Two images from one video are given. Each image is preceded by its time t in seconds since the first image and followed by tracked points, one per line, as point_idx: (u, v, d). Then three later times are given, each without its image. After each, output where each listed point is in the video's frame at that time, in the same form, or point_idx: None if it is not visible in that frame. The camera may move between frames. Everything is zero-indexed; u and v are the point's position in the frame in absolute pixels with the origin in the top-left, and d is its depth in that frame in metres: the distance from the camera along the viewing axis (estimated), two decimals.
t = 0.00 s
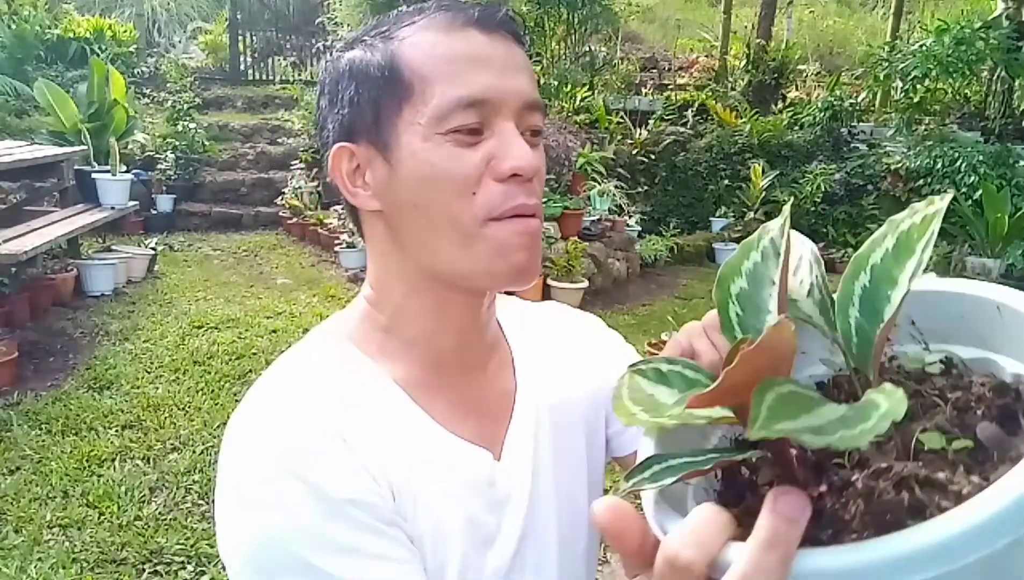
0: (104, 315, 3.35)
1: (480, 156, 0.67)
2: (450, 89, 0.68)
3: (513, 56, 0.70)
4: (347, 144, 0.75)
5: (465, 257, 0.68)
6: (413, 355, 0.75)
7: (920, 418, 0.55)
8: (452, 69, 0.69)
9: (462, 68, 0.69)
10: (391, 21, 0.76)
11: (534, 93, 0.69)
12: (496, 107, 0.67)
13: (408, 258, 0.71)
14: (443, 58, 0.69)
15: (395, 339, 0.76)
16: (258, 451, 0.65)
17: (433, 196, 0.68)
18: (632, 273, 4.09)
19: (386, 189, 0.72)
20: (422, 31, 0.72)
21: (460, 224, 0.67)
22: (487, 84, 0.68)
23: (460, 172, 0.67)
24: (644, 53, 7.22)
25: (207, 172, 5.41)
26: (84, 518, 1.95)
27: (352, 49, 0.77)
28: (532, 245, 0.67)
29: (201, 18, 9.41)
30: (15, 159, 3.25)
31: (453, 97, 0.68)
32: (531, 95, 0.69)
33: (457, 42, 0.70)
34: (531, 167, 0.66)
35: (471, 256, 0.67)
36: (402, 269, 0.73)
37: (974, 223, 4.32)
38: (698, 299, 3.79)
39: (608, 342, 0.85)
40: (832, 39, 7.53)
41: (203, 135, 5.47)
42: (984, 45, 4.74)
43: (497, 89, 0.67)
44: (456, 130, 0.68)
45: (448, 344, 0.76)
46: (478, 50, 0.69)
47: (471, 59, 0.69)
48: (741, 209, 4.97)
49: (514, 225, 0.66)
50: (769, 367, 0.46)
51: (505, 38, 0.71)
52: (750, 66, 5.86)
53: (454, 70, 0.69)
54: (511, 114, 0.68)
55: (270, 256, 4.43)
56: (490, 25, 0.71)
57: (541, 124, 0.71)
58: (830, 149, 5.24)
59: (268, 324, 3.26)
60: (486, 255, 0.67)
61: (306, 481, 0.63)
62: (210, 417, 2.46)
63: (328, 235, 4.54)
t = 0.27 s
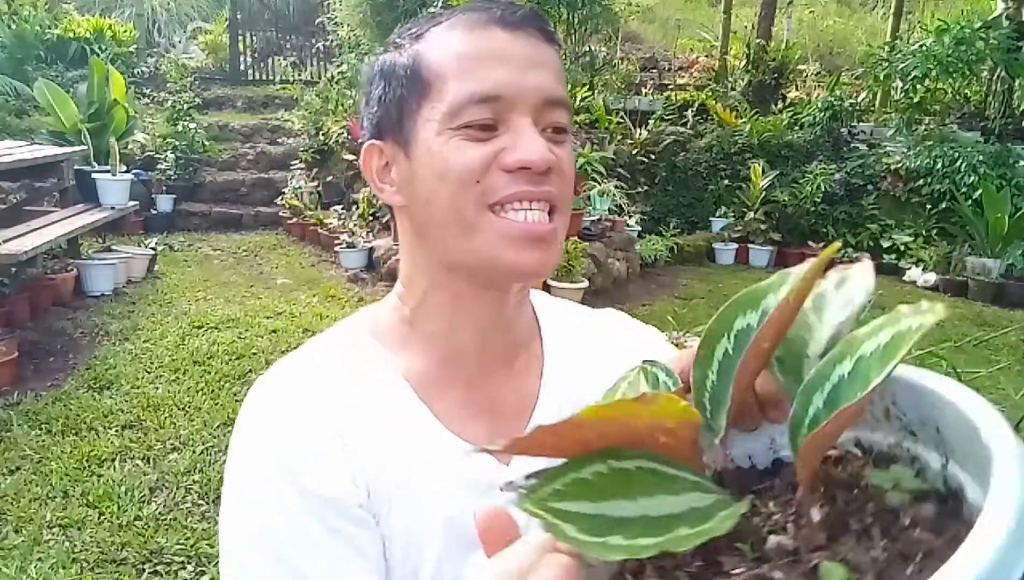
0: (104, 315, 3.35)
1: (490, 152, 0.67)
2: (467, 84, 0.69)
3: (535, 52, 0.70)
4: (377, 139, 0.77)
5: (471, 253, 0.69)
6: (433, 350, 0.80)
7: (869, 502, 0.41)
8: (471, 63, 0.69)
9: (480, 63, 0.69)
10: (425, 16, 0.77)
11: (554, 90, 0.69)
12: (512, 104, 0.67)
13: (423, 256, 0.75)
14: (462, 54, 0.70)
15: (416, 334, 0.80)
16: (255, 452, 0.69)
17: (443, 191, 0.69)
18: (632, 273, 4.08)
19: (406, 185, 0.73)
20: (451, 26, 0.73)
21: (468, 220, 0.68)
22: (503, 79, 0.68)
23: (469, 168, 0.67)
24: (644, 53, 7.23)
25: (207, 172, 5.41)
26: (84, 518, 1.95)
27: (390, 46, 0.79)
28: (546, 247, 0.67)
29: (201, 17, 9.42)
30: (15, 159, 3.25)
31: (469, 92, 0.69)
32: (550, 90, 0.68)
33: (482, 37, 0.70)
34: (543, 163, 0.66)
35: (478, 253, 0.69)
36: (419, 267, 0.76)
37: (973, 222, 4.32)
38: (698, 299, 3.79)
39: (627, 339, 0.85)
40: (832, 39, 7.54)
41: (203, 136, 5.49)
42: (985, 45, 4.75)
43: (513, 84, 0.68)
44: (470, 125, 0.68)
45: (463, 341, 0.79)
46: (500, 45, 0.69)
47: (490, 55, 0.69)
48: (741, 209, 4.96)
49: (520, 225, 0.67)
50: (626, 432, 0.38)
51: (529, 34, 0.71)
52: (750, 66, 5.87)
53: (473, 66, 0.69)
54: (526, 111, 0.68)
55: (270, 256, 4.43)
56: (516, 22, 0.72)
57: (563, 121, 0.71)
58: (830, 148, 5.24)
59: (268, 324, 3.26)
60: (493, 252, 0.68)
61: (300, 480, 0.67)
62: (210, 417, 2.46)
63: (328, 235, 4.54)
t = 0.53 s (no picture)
0: (104, 315, 3.35)
1: (508, 152, 0.67)
2: (492, 80, 0.69)
3: (566, 49, 0.68)
4: (426, 137, 0.80)
5: (486, 249, 0.71)
6: (462, 345, 0.83)
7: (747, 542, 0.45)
8: (500, 57, 0.69)
9: (508, 58, 0.68)
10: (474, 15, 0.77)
11: (582, 89, 0.67)
12: (534, 101, 0.67)
13: (449, 254, 0.78)
14: (492, 51, 0.70)
15: (448, 326, 0.84)
16: (261, 456, 0.69)
17: (461, 188, 0.71)
18: (631, 273, 4.09)
19: (440, 178, 0.75)
20: (491, 26, 0.73)
21: (482, 219, 0.70)
22: (525, 77, 0.67)
23: (484, 166, 0.68)
24: (644, 53, 7.24)
25: (207, 172, 5.41)
26: (85, 518, 1.95)
27: (441, 44, 0.80)
28: (560, 245, 0.69)
29: (201, 17, 9.43)
30: (15, 159, 3.25)
31: (493, 88, 0.68)
32: (576, 86, 0.67)
33: (513, 35, 0.70)
34: (560, 164, 0.66)
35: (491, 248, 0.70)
36: (448, 263, 0.79)
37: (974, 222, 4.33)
38: (697, 299, 3.79)
39: (635, 342, 0.85)
40: (831, 39, 7.55)
41: (203, 135, 5.50)
42: (985, 45, 4.75)
43: (537, 79, 0.67)
44: (489, 124, 0.69)
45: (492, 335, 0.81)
46: (529, 43, 0.68)
47: (516, 53, 0.68)
48: (740, 209, 4.95)
49: (531, 226, 0.69)
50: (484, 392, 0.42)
51: (563, 30, 0.70)
52: (750, 66, 5.86)
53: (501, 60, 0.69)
54: (549, 109, 0.67)
55: (270, 256, 4.43)
56: (554, 20, 0.71)
57: (597, 119, 0.69)
58: (830, 148, 5.24)
59: (268, 324, 3.26)
60: (504, 249, 0.69)
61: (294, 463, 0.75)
62: (210, 417, 2.46)
63: (328, 235, 4.54)
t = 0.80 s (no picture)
0: (104, 315, 3.35)
1: (513, 152, 0.69)
2: (501, 81, 0.71)
3: (575, 44, 0.71)
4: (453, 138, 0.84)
5: (494, 253, 0.72)
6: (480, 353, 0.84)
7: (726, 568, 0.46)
8: (509, 57, 0.72)
9: (518, 58, 0.71)
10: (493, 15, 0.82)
11: (590, 83, 0.70)
12: (540, 99, 0.69)
13: (466, 258, 0.79)
14: (504, 47, 0.73)
15: (467, 331, 0.85)
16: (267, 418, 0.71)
17: (471, 190, 0.73)
18: (631, 273, 4.09)
19: (455, 180, 0.78)
20: (506, 21, 0.77)
21: (489, 221, 0.71)
22: (533, 72, 0.69)
23: (491, 166, 0.70)
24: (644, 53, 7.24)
25: (207, 172, 5.41)
26: (84, 518, 1.95)
27: (464, 45, 0.85)
28: (564, 251, 0.69)
29: (201, 18, 9.43)
30: (15, 159, 3.25)
31: (501, 88, 0.71)
32: (583, 85, 0.69)
33: (525, 30, 0.73)
34: (562, 165, 0.67)
35: (499, 255, 0.71)
36: (466, 267, 0.81)
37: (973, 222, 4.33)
38: (697, 299, 3.79)
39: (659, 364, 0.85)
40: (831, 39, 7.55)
41: (203, 135, 5.50)
42: (984, 45, 4.75)
43: (544, 78, 0.69)
44: (498, 122, 0.71)
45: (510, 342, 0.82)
46: (539, 38, 0.71)
47: (528, 47, 0.71)
48: (741, 209, 4.94)
49: (534, 230, 0.69)
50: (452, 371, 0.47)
51: (577, 29, 0.72)
52: (750, 66, 5.86)
53: (510, 60, 0.72)
54: (555, 105, 0.69)
55: (270, 256, 4.43)
56: (571, 18, 0.74)
57: (608, 116, 0.71)
58: (830, 148, 5.24)
59: (268, 324, 3.26)
60: (508, 254, 0.71)
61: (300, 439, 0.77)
62: (210, 417, 2.46)
63: (328, 235, 4.54)
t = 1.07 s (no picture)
0: (104, 315, 3.35)
1: (521, 152, 0.71)
2: (508, 77, 0.73)
3: (585, 39, 0.72)
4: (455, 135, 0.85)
5: (500, 256, 0.74)
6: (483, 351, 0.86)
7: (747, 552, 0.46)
8: (516, 53, 0.73)
9: (527, 53, 0.72)
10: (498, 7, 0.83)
11: (598, 79, 0.71)
12: (549, 97, 0.70)
13: (469, 259, 0.81)
14: (510, 41, 0.74)
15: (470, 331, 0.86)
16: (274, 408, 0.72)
17: (477, 190, 0.75)
18: (632, 273, 4.09)
19: (459, 176, 0.80)
20: (511, 13, 0.78)
21: (496, 223, 0.73)
22: (541, 69, 0.71)
23: (500, 166, 0.72)
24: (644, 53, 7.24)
25: (207, 172, 5.41)
26: (85, 518, 1.95)
27: (467, 39, 0.86)
28: (576, 258, 0.72)
29: (201, 18, 9.44)
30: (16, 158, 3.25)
31: (510, 84, 0.72)
32: (593, 82, 0.71)
33: (532, 21, 0.74)
34: (572, 167, 0.69)
35: (507, 258, 0.73)
36: (470, 268, 0.82)
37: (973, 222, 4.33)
38: (698, 298, 3.79)
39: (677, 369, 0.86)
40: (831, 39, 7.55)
41: (202, 135, 5.50)
42: (984, 45, 4.75)
43: (553, 75, 0.70)
44: (505, 119, 0.73)
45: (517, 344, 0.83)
46: (548, 31, 0.73)
47: (536, 41, 0.73)
48: (741, 209, 4.93)
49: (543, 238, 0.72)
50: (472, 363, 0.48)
51: (587, 22, 0.74)
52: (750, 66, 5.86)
53: (518, 54, 0.73)
54: (564, 103, 0.70)
55: (270, 256, 4.43)
56: (582, 7, 0.75)
57: (618, 113, 0.72)
58: (830, 148, 5.24)
59: (267, 324, 3.26)
60: (518, 259, 0.73)
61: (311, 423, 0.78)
62: (210, 418, 2.46)
63: (328, 235, 4.55)
